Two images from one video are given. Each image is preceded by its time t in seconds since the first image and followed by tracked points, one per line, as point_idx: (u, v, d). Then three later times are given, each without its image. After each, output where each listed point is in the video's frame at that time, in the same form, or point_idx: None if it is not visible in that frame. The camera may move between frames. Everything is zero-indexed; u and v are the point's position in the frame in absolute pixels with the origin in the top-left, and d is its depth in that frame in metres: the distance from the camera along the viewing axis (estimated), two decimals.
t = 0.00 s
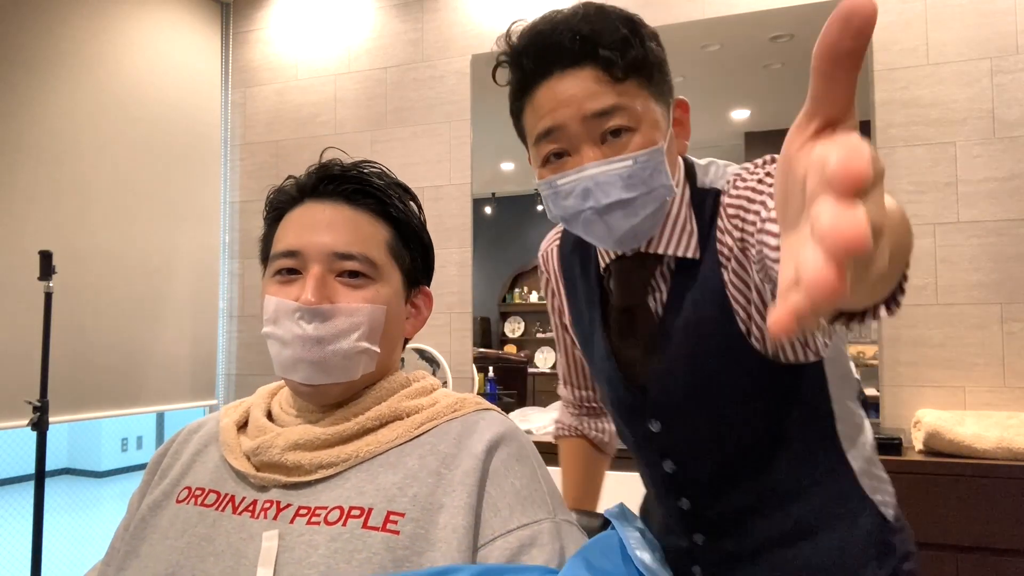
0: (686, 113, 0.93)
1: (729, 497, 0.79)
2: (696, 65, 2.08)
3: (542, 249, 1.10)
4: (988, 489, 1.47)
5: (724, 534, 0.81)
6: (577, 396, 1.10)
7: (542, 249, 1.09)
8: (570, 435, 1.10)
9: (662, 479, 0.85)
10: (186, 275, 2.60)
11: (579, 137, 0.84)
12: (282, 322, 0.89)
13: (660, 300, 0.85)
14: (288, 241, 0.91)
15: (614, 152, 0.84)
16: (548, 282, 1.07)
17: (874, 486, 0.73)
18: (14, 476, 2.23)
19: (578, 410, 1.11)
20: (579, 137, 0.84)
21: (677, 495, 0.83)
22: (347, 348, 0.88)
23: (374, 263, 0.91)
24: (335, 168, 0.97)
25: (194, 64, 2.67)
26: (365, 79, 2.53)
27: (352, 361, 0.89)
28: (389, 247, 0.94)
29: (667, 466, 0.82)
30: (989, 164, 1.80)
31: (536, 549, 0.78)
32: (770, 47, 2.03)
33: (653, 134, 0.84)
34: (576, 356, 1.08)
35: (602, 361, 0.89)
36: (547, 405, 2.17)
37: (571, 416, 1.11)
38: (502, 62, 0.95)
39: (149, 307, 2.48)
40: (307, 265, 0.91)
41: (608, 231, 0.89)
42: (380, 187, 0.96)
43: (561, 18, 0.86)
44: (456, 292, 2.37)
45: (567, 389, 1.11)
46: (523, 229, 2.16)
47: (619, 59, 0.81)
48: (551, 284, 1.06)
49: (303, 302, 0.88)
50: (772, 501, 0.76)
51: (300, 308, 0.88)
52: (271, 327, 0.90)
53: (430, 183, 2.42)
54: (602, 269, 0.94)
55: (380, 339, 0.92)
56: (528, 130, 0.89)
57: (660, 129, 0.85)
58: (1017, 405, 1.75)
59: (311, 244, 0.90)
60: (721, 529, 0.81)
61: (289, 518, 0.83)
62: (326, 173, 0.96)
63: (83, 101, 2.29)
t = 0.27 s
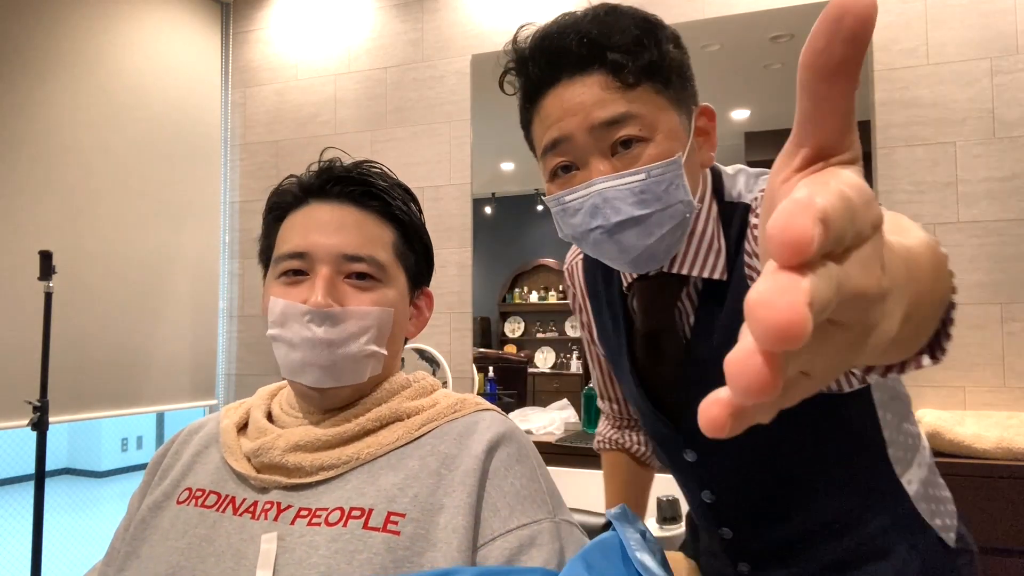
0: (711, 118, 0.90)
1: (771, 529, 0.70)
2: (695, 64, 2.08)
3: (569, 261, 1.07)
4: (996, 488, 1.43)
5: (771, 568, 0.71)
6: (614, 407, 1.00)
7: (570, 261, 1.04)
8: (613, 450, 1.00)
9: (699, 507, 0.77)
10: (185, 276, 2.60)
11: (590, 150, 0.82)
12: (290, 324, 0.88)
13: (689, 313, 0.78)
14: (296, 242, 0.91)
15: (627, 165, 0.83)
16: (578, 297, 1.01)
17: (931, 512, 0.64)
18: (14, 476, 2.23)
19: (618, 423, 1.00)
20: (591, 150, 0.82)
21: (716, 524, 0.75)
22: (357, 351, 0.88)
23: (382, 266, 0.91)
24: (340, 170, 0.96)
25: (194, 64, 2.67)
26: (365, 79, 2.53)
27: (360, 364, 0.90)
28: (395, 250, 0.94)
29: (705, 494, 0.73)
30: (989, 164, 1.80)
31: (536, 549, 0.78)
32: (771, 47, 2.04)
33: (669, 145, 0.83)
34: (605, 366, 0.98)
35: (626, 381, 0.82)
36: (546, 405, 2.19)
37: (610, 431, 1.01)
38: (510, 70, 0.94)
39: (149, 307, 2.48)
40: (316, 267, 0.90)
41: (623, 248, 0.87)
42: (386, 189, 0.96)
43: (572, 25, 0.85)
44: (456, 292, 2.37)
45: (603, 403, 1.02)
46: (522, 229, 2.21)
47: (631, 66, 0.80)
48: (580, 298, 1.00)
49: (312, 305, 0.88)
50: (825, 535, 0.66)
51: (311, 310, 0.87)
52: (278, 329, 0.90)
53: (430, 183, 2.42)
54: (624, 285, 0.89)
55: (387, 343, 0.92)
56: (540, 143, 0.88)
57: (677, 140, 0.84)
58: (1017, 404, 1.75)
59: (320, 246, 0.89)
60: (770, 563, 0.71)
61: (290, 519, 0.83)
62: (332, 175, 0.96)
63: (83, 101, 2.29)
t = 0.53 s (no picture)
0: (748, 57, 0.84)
1: (774, 512, 0.75)
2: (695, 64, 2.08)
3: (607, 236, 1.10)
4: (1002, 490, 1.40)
5: (767, 550, 0.77)
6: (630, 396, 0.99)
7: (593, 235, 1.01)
8: (627, 445, 0.99)
9: (702, 486, 0.81)
10: (185, 275, 2.60)
11: (618, 67, 0.79)
12: (306, 313, 0.88)
13: (709, 280, 0.79)
14: (315, 235, 0.91)
15: (653, 84, 0.79)
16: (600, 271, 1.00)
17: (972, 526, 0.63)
18: (14, 476, 2.22)
19: (633, 418, 1.00)
20: (618, 67, 0.79)
21: (718, 505, 0.79)
22: (370, 342, 0.88)
23: (398, 262, 0.92)
24: (358, 170, 0.96)
25: (193, 64, 2.67)
26: (365, 79, 2.53)
27: (373, 354, 0.89)
28: (409, 249, 0.95)
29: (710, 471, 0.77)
30: (990, 164, 1.80)
31: (536, 549, 0.78)
32: (771, 47, 2.04)
33: (698, 66, 0.79)
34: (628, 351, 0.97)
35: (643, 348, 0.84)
36: (546, 405, 2.26)
37: (626, 425, 1.01)
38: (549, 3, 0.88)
39: (150, 307, 2.48)
40: (332, 260, 0.90)
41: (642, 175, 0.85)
42: (401, 190, 0.97)
43: None
44: (456, 292, 2.36)
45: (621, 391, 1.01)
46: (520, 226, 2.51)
47: None
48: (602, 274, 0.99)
49: (330, 294, 0.88)
50: (829, 522, 0.72)
51: (328, 299, 0.88)
52: (292, 318, 0.89)
53: (430, 183, 2.42)
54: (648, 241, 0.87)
55: (399, 338, 0.92)
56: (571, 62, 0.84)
57: (706, 63, 0.80)
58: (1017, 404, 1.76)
59: (340, 238, 0.90)
60: (766, 545, 0.77)
61: (292, 520, 0.83)
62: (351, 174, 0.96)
63: (83, 101, 2.28)
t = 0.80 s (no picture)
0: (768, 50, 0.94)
1: (771, 473, 0.75)
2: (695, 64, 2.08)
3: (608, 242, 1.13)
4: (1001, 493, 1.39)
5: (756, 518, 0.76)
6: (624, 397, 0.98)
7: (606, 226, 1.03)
8: (617, 456, 0.97)
9: (695, 451, 0.79)
10: (185, 276, 2.60)
11: (655, 35, 0.89)
12: (307, 318, 0.88)
13: (722, 244, 0.81)
14: (316, 238, 0.90)
15: (687, 49, 0.89)
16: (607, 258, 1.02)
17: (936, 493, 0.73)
18: (14, 476, 2.23)
19: (623, 430, 0.98)
20: (655, 35, 0.89)
21: (710, 468, 0.78)
22: (372, 348, 0.88)
23: (399, 267, 0.92)
24: (360, 171, 0.96)
25: (193, 64, 2.67)
26: (365, 79, 2.53)
27: (373, 360, 0.89)
28: (410, 253, 0.94)
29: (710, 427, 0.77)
30: (990, 164, 1.80)
31: (523, 548, 0.79)
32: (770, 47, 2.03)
33: (729, 42, 0.88)
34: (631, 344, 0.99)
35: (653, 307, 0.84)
36: (546, 405, 2.28)
37: (617, 435, 0.98)
38: None
39: (150, 307, 2.48)
40: (333, 264, 0.90)
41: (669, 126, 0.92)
42: (403, 192, 0.97)
43: None
44: (456, 292, 2.36)
45: (614, 393, 1.00)
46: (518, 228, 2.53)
47: None
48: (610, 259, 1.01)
49: (331, 300, 0.88)
50: (826, 486, 0.72)
51: (329, 305, 0.87)
52: (292, 323, 0.89)
53: (430, 183, 2.42)
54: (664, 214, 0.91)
55: (399, 343, 0.92)
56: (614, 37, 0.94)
57: (737, 43, 0.89)
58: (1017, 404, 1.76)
59: (342, 243, 0.89)
60: (754, 512, 0.76)
61: (290, 523, 0.83)
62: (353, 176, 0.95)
63: (83, 102, 2.29)
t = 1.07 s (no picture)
0: (727, 83, 1.01)
1: (800, 457, 0.79)
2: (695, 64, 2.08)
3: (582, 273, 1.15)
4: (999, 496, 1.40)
5: (791, 501, 0.80)
6: (615, 429, 1.00)
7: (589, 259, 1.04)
8: (614, 495, 0.97)
9: (726, 445, 0.83)
10: (185, 276, 2.60)
11: (630, 77, 0.93)
12: (308, 321, 0.87)
13: (721, 254, 0.87)
14: (317, 240, 0.90)
15: (661, 87, 0.93)
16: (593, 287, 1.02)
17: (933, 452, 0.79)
18: (14, 476, 2.22)
19: (616, 466, 0.99)
20: (631, 77, 0.93)
21: (743, 460, 0.82)
22: (373, 352, 0.88)
23: (401, 270, 0.91)
24: (362, 172, 0.96)
25: (193, 64, 2.67)
26: (365, 79, 2.53)
27: (374, 364, 0.89)
28: (412, 255, 0.94)
29: (740, 422, 0.80)
30: (990, 164, 1.80)
31: (508, 547, 0.78)
32: (771, 47, 2.05)
33: (693, 78, 0.95)
34: (624, 372, 1.00)
35: (659, 316, 0.88)
36: (546, 405, 2.28)
37: (609, 473, 0.99)
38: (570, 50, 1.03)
39: (150, 307, 2.48)
40: (335, 266, 0.90)
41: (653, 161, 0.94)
42: (404, 192, 0.97)
43: None
44: (456, 292, 2.35)
45: (603, 429, 1.01)
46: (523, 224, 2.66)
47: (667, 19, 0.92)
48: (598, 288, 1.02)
49: (332, 303, 0.87)
50: (852, 461, 0.77)
51: (331, 309, 0.87)
52: (293, 325, 0.88)
53: (430, 183, 2.42)
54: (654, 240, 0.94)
55: (400, 346, 0.92)
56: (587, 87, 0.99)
57: (700, 78, 0.96)
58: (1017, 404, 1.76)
59: (344, 245, 0.89)
60: (790, 495, 0.80)
61: (291, 528, 0.83)
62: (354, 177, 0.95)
63: (83, 103, 2.29)
